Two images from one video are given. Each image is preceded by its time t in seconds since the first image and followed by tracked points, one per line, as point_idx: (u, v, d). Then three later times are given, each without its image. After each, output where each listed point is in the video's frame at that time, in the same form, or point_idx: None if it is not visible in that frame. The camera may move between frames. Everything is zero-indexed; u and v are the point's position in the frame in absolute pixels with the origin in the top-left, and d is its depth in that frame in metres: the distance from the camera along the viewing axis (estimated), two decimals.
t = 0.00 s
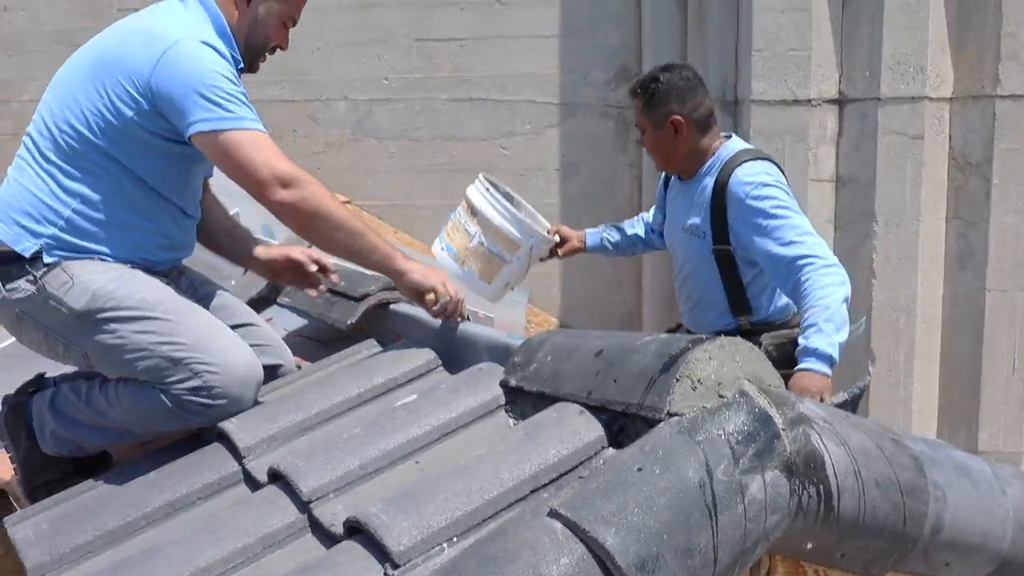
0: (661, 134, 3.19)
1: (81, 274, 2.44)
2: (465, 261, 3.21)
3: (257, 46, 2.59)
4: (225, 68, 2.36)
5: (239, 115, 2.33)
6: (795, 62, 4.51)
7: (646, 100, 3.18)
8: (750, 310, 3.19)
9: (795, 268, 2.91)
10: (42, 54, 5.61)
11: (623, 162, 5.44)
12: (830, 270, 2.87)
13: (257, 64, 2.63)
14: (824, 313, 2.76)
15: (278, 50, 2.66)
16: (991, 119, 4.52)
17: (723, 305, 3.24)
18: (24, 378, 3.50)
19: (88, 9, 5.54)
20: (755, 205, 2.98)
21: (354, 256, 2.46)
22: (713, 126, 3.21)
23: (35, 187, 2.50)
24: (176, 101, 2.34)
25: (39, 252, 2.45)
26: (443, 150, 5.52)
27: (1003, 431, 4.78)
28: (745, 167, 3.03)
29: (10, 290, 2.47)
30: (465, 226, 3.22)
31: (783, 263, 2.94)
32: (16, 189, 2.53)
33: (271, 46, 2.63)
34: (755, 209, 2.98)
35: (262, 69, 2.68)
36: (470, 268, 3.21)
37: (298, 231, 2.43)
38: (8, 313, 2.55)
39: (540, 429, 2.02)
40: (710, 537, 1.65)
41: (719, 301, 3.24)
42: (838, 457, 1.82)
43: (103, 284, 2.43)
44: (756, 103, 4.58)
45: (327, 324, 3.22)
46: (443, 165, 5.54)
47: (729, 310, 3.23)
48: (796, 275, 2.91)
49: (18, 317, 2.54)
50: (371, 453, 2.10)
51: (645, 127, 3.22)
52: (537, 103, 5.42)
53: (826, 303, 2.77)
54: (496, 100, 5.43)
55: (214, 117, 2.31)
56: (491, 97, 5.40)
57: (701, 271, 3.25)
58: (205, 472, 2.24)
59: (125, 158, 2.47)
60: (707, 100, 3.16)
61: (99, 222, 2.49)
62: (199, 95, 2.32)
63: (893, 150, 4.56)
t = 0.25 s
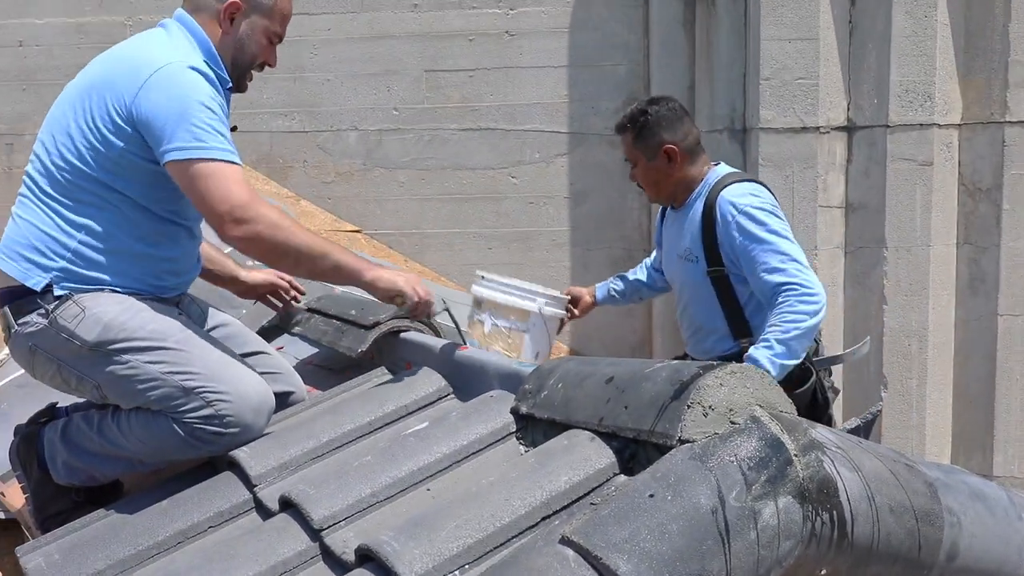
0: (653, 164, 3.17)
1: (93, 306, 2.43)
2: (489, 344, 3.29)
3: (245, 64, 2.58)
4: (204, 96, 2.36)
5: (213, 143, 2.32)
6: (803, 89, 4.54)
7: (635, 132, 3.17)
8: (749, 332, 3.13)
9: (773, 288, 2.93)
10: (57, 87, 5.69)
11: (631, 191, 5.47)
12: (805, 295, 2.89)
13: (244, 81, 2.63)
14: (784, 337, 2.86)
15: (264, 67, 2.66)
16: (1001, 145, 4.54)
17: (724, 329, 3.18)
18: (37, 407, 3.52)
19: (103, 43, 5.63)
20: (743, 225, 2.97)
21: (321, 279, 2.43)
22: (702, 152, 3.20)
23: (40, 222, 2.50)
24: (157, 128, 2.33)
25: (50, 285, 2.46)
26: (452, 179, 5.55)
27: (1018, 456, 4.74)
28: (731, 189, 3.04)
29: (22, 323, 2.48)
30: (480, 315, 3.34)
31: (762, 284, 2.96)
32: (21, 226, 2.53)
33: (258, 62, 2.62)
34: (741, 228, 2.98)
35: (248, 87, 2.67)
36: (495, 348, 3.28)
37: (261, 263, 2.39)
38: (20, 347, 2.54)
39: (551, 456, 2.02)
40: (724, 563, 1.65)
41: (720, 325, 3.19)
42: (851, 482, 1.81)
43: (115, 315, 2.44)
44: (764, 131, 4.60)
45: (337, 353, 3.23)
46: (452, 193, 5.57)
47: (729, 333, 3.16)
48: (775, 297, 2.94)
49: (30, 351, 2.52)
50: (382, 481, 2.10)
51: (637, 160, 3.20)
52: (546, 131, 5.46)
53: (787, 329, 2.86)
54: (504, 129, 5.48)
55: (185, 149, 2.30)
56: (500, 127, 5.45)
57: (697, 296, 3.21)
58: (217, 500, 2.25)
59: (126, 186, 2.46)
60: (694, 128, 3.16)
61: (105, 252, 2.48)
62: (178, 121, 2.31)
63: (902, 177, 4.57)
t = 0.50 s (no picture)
0: (663, 167, 3.17)
1: (96, 311, 2.44)
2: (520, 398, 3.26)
3: (243, 68, 2.51)
4: (181, 110, 2.29)
5: (178, 160, 2.25)
6: (811, 95, 4.53)
7: (644, 136, 3.15)
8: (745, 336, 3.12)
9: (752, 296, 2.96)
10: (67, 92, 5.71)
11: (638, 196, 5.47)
12: (783, 310, 2.92)
13: (246, 86, 2.56)
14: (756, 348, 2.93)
15: (266, 70, 2.58)
16: (1011, 151, 4.52)
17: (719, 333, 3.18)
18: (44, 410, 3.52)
19: (111, 47, 5.65)
20: (735, 231, 2.98)
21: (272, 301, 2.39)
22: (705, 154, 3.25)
23: (38, 227, 2.50)
24: (127, 140, 2.27)
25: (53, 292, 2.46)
26: (459, 183, 5.56)
27: None
28: (724, 194, 3.04)
29: (28, 330, 2.49)
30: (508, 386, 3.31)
31: (743, 291, 2.99)
32: (21, 230, 2.53)
33: (257, 65, 2.55)
34: (730, 232, 2.99)
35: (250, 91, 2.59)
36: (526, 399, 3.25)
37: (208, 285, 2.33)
38: (26, 353, 2.55)
39: (558, 461, 2.01)
40: (730, 570, 1.64)
41: (716, 329, 3.18)
42: (859, 489, 1.80)
43: (119, 320, 2.44)
44: (772, 136, 4.59)
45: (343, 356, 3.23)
46: (458, 197, 5.57)
47: (726, 336, 3.16)
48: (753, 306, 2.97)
49: (36, 357, 2.54)
50: (388, 486, 2.10)
51: (646, 163, 3.19)
52: (554, 136, 5.46)
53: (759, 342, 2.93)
54: (512, 134, 5.48)
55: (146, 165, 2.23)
56: (508, 131, 5.45)
57: (692, 300, 3.20)
58: (223, 503, 2.25)
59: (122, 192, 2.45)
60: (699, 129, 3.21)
61: (103, 257, 2.48)
62: (149, 135, 2.25)
63: (912, 183, 4.55)
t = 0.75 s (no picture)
0: (655, 167, 3.16)
1: (83, 310, 2.42)
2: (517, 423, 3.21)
3: (220, 62, 2.46)
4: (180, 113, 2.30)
5: (185, 164, 2.28)
6: (801, 103, 4.55)
7: (639, 134, 3.14)
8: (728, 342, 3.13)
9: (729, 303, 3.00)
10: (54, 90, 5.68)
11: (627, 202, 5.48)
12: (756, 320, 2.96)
13: (229, 81, 2.50)
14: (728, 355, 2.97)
15: (248, 62, 2.52)
16: (998, 161, 4.55)
17: (701, 338, 3.18)
18: (26, 410, 3.49)
19: (99, 46, 5.62)
20: (721, 236, 2.99)
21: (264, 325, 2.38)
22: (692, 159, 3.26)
23: (25, 227, 2.48)
24: (127, 142, 2.28)
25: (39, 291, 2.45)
26: (448, 186, 5.55)
27: (1011, 474, 4.74)
28: (712, 197, 3.05)
29: (12, 328, 2.48)
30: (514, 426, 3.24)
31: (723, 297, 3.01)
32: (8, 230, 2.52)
33: (236, 58, 2.48)
34: (718, 236, 3.00)
35: (235, 87, 2.53)
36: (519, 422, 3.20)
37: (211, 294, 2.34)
38: (10, 352, 2.53)
39: (543, 466, 2.01)
40: None
41: (699, 333, 3.18)
42: (845, 498, 1.80)
43: (105, 319, 2.42)
44: (762, 143, 4.60)
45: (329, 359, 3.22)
46: (447, 201, 5.56)
47: (708, 341, 3.16)
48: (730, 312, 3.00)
49: (20, 357, 2.51)
50: (372, 489, 2.08)
51: (638, 161, 3.16)
52: (543, 140, 5.46)
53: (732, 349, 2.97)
54: (501, 138, 5.48)
55: (157, 164, 2.25)
56: (498, 135, 5.44)
57: (675, 305, 3.19)
58: (206, 506, 2.23)
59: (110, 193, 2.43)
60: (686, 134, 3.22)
61: (90, 258, 2.46)
62: (151, 137, 2.26)
63: (899, 192, 4.57)
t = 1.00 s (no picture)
0: (672, 167, 3.14)
1: (86, 315, 2.42)
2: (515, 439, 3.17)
3: (227, 75, 2.44)
4: (179, 140, 2.28)
5: (178, 192, 2.26)
6: (802, 110, 4.55)
7: (656, 134, 3.11)
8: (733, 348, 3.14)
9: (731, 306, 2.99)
10: (55, 97, 5.68)
11: (628, 209, 5.48)
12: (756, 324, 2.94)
13: (237, 94, 2.48)
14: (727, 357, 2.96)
15: (258, 73, 2.48)
16: (1000, 169, 4.55)
17: (706, 341, 3.19)
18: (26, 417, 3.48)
19: (101, 53, 5.63)
20: (731, 239, 2.99)
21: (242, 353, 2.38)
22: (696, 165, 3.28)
23: (31, 235, 2.48)
24: (123, 164, 2.26)
25: (43, 300, 2.45)
26: (448, 193, 5.55)
27: (1013, 482, 4.73)
28: (722, 202, 3.06)
29: (16, 333, 2.49)
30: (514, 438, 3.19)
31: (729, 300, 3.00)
32: (13, 237, 2.52)
33: (243, 70, 2.45)
34: (728, 240, 3.00)
35: (245, 100, 2.51)
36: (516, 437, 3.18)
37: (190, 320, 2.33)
38: (12, 356, 2.53)
39: (545, 474, 2.00)
40: None
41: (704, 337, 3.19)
42: (848, 505, 1.79)
43: (108, 326, 2.42)
44: (763, 151, 4.60)
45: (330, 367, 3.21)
46: (447, 208, 5.56)
47: (714, 346, 3.18)
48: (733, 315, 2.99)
49: (22, 361, 2.51)
50: (374, 497, 2.08)
51: (654, 162, 3.12)
52: (544, 148, 5.46)
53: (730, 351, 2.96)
54: (502, 145, 5.48)
55: (146, 189, 2.23)
56: (499, 143, 5.45)
57: (682, 310, 3.20)
58: (206, 513, 2.22)
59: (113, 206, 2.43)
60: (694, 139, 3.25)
61: (95, 269, 2.46)
62: (146, 163, 2.24)
63: (901, 199, 4.57)
